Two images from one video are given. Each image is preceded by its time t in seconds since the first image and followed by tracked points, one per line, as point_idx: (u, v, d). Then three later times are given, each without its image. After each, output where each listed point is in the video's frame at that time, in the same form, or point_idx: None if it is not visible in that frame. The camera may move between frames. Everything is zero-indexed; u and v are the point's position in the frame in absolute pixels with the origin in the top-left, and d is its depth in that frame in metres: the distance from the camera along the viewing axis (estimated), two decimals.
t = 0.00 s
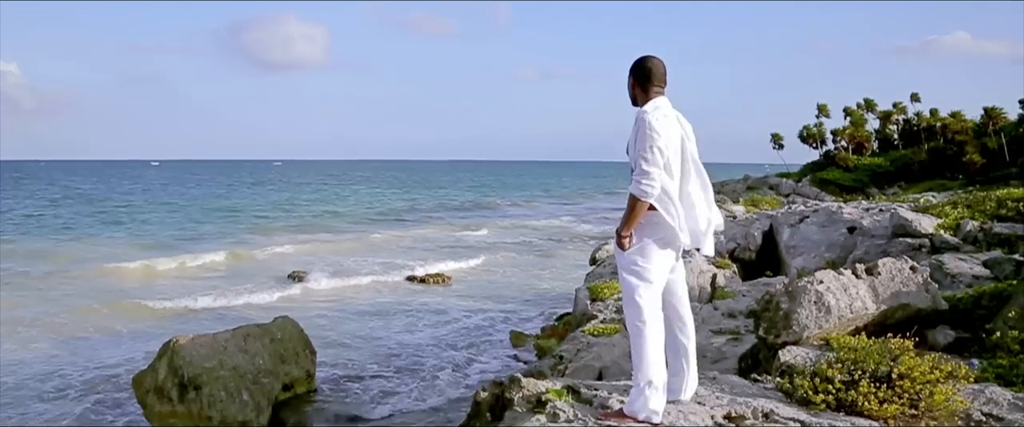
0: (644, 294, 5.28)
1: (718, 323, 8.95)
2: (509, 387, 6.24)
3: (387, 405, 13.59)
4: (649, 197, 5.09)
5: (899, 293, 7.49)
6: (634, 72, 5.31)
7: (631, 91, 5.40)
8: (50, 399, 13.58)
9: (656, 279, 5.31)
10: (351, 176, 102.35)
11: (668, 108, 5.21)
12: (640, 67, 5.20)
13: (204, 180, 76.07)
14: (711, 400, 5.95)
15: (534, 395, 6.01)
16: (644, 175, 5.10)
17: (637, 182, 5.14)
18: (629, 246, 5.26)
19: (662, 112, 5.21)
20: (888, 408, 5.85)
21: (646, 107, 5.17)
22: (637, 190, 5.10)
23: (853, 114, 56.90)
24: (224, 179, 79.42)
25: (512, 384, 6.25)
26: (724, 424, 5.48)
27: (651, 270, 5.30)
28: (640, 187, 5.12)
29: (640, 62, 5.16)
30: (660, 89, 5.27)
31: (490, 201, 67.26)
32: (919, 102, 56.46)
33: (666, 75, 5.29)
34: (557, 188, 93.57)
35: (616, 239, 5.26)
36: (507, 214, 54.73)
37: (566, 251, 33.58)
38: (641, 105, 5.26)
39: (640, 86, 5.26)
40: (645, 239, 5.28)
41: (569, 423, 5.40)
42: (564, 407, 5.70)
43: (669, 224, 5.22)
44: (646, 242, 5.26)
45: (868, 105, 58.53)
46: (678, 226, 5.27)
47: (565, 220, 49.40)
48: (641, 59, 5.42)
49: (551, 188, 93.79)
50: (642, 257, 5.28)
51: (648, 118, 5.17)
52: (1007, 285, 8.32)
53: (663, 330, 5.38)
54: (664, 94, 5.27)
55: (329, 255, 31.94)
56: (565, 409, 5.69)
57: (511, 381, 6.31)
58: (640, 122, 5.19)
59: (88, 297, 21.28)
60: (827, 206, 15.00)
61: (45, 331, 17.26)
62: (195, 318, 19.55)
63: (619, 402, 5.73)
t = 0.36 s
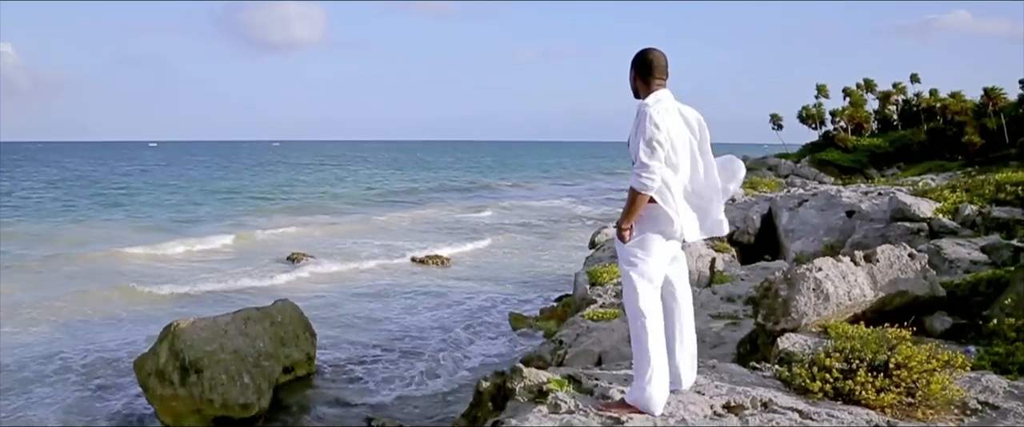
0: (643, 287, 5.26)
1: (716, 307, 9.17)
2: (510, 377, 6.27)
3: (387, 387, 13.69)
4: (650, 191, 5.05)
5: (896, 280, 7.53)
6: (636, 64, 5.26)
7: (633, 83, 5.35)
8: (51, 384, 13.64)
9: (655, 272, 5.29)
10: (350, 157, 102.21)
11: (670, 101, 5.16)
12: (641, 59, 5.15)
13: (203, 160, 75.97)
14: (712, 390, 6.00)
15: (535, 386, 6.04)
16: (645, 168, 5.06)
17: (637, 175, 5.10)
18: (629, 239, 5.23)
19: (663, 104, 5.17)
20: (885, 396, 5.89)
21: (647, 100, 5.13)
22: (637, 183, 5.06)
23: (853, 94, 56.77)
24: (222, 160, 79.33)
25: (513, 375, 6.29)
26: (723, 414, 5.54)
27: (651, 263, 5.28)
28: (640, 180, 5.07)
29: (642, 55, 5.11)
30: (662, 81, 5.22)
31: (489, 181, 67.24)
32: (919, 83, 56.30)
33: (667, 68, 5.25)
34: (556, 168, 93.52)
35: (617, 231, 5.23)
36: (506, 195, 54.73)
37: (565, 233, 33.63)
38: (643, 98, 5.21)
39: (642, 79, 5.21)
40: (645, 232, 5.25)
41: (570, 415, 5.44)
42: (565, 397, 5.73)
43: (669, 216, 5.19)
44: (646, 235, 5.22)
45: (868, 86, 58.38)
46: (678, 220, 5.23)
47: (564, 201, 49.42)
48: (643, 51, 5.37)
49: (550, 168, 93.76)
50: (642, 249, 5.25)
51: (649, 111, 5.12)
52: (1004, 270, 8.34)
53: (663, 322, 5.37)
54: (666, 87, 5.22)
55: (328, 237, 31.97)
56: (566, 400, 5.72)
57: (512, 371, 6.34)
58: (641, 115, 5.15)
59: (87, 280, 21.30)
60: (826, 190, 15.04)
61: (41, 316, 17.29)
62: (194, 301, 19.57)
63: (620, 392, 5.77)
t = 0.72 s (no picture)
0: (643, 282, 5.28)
1: (715, 295, 9.36)
2: (511, 370, 6.29)
3: (387, 372, 13.76)
4: (651, 186, 5.05)
5: (894, 269, 7.54)
6: (637, 59, 5.23)
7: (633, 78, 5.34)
8: (51, 369, 13.65)
9: (656, 266, 5.29)
10: (347, 139, 101.99)
11: (671, 96, 5.14)
12: (642, 54, 5.13)
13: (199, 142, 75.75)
14: (711, 383, 6.05)
15: (536, 378, 6.08)
16: (645, 165, 5.05)
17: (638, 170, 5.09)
18: (630, 235, 5.23)
19: (665, 101, 5.15)
20: (882, 388, 5.93)
21: (648, 96, 5.11)
22: (637, 178, 5.06)
23: (852, 76, 56.65)
24: (220, 143, 79.10)
25: (514, 366, 6.30)
26: (722, 407, 5.59)
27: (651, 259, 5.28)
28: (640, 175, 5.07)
29: (643, 49, 5.09)
30: (664, 77, 5.20)
31: (487, 164, 67.12)
32: (918, 65, 56.16)
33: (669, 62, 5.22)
34: (554, 151, 93.36)
35: (618, 226, 5.23)
36: (504, 178, 54.72)
37: (563, 216, 33.65)
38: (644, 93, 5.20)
39: (643, 74, 5.19)
40: (646, 227, 5.25)
41: (571, 409, 5.48)
42: (565, 390, 5.77)
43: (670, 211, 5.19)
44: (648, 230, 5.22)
45: (868, 68, 58.26)
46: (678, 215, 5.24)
47: (562, 183, 49.40)
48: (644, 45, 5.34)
49: (548, 150, 93.59)
50: (643, 245, 5.25)
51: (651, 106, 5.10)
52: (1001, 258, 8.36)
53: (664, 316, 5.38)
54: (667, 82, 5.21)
55: (327, 220, 31.94)
56: (567, 393, 5.76)
57: (512, 363, 6.37)
58: (642, 111, 5.12)
59: (86, 267, 21.28)
60: (824, 175, 15.07)
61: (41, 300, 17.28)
62: (193, 287, 19.59)
63: (619, 385, 5.82)
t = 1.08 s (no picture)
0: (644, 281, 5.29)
1: (714, 286, 9.46)
2: (512, 367, 6.31)
3: (386, 361, 13.80)
4: (652, 187, 5.06)
5: (892, 263, 7.57)
6: (638, 59, 5.23)
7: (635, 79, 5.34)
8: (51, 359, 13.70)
9: (656, 266, 5.30)
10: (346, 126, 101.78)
11: (672, 96, 5.14)
12: (643, 54, 5.12)
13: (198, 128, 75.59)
14: (710, 379, 6.08)
15: (536, 376, 6.11)
16: (647, 165, 5.07)
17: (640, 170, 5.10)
18: (631, 234, 5.25)
19: (665, 100, 5.14)
20: (880, 384, 5.97)
21: (649, 96, 5.11)
22: (639, 179, 5.07)
23: (851, 63, 56.56)
24: (218, 130, 78.92)
25: (515, 364, 6.33)
26: (721, 404, 5.64)
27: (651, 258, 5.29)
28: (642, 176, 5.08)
29: (644, 49, 5.08)
30: (665, 76, 5.20)
31: (485, 151, 67.06)
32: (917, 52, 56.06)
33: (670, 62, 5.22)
34: (552, 138, 93.26)
35: (620, 225, 5.25)
36: (502, 165, 54.69)
37: (562, 204, 33.65)
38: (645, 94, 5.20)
39: (644, 74, 5.19)
40: (647, 227, 5.26)
41: (572, 406, 5.51)
42: (566, 388, 5.80)
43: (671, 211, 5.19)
44: (649, 230, 5.24)
45: (867, 55, 58.16)
46: (680, 214, 5.22)
47: (560, 171, 49.39)
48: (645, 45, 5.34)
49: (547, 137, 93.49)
50: (644, 245, 5.26)
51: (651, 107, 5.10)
52: (999, 251, 8.39)
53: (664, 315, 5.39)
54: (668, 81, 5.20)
55: (326, 208, 31.93)
56: (568, 390, 5.80)
57: (513, 360, 6.40)
58: (642, 111, 5.13)
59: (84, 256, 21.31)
60: (823, 166, 15.09)
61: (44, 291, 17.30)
62: (192, 277, 19.60)
63: (620, 382, 5.85)
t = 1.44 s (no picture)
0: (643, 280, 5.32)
1: (712, 278, 9.53)
2: (512, 364, 6.33)
3: (385, 351, 13.84)
4: (652, 186, 5.08)
5: (890, 257, 7.59)
6: (637, 57, 5.23)
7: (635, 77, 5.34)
8: (51, 350, 13.79)
9: (655, 264, 5.32)
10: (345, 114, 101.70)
11: (672, 95, 5.15)
12: (643, 53, 5.12)
13: (197, 118, 75.53)
14: (709, 376, 6.10)
15: (537, 372, 6.14)
16: (646, 164, 5.08)
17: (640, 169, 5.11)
18: (631, 232, 5.28)
19: (666, 99, 5.14)
20: (878, 379, 6.01)
21: (650, 94, 5.12)
22: (640, 177, 5.08)
23: (850, 51, 56.48)
24: (217, 118, 78.89)
25: (515, 360, 6.35)
26: (719, 400, 5.68)
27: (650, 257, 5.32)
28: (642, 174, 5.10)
29: (644, 49, 5.08)
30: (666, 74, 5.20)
31: (484, 140, 67.04)
32: (916, 40, 55.94)
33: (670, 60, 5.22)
34: (552, 126, 93.19)
35: (620, 223, 5.28)
36: (501, 154, 54.73)
37: (560, 193, 33.72)
38: (645, 92, 5.20)
39: (644, 72, 5.19)
40: (647, 224, 5.28)
41: (571, 404, 5.54)
42: (567, 384, 5.83)
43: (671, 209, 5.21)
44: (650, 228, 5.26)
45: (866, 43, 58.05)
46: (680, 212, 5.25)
47: (559, 160, 49.43)
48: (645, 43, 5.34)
49: (546, 126, 93.40)
50: (643, 242, 5.28)
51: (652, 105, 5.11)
52: (997, 244, 8.40)
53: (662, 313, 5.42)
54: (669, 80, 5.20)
55: (325, 196, 31.99)
56: (568, 387, 5.82)
57: (514, 356, 6.43)
58: (642, 110, 5.14)
59: (84, 247, 21.38)
60: (821, 156, 15.09)
61: (45, 282, 17.37)
62: (191, 266, 19.67)
63: (620, 379, 5.88)
